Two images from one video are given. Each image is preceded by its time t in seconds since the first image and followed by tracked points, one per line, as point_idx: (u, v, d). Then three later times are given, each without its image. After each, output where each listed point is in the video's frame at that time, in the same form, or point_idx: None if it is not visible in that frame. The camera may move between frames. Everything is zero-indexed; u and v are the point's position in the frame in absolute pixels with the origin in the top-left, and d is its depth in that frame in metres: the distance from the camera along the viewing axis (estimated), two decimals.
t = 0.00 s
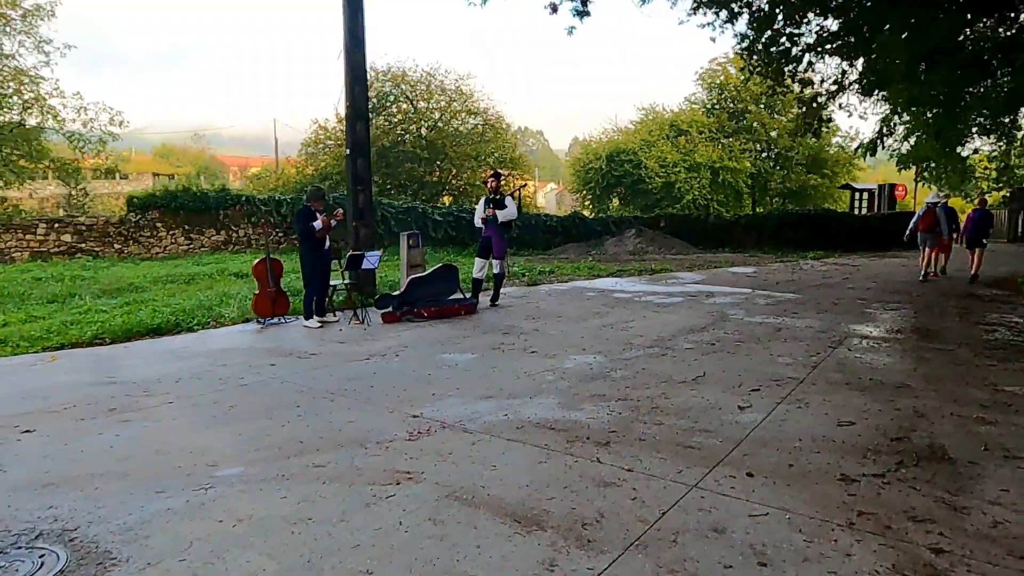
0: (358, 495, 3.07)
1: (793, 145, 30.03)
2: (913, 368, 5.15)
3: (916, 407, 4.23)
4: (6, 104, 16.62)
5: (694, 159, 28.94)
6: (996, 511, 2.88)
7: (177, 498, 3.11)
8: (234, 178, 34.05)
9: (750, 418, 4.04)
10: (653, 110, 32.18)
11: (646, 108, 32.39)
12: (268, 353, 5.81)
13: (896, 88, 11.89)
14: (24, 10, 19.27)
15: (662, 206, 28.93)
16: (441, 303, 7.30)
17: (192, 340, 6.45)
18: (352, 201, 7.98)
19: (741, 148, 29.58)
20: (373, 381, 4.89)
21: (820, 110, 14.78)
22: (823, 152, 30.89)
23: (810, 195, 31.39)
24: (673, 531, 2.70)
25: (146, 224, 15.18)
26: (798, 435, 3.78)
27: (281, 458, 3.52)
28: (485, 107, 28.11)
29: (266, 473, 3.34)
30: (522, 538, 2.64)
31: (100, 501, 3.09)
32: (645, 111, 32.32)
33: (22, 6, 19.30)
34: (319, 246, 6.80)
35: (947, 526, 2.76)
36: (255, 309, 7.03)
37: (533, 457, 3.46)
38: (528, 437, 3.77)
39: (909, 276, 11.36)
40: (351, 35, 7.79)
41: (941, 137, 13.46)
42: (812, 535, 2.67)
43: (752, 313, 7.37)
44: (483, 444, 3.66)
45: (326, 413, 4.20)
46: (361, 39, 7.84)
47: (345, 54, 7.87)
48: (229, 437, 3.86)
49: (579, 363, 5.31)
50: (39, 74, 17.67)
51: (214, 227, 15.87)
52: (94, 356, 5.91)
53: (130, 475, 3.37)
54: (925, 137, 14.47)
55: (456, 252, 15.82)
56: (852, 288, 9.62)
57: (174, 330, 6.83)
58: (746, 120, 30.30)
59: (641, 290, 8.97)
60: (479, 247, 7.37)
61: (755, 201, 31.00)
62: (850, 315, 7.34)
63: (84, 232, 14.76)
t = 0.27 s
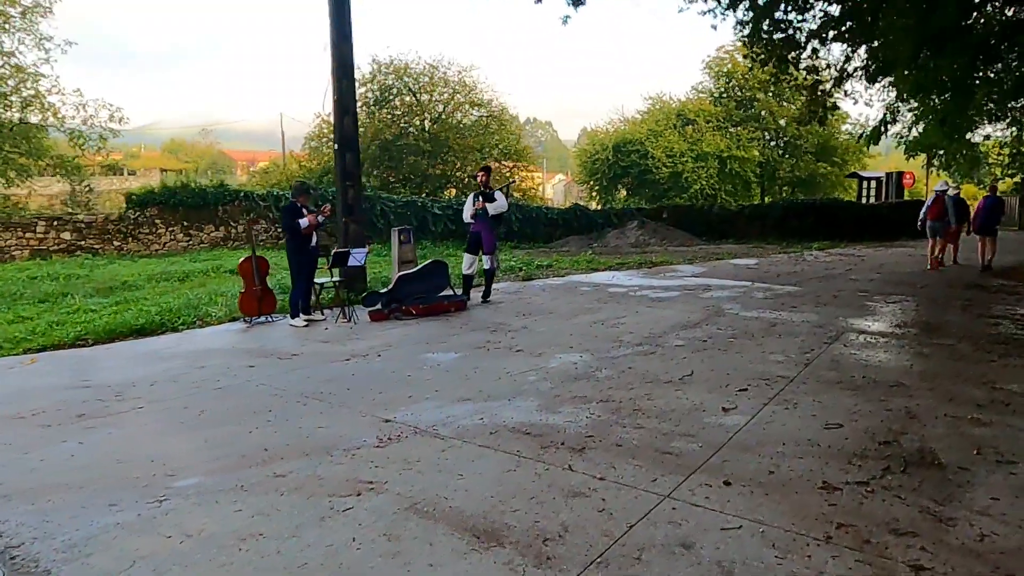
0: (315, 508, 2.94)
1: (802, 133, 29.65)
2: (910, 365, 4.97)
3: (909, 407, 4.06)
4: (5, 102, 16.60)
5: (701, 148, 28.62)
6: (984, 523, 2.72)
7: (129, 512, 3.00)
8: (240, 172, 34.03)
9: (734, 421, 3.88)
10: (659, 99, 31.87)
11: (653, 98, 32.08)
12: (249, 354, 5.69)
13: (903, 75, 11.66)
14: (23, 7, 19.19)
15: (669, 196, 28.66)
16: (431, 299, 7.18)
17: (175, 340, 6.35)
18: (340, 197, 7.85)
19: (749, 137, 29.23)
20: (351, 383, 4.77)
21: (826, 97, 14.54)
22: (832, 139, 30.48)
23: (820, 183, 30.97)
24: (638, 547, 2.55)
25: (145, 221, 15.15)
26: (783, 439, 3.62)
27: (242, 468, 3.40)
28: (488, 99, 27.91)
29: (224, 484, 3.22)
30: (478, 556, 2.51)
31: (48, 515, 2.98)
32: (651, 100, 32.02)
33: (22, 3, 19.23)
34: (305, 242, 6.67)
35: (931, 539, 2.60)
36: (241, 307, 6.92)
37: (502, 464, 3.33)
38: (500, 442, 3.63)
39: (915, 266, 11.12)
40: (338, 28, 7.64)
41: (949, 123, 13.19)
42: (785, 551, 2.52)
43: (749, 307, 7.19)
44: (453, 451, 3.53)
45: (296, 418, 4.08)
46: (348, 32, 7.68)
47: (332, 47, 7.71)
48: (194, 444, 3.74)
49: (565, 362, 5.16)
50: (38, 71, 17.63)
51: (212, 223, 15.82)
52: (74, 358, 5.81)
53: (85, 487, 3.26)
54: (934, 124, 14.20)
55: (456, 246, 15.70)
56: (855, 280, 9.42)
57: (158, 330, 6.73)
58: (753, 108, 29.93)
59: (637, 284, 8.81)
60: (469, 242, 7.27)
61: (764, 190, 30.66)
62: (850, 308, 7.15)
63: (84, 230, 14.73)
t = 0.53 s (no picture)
0: (266, 517, 2.79)
1: (809, 134, 29.32)
2: (905, 370, 4.79)
3: (902, 415, 3.88)
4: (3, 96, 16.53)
5: (707, 148, 28.35)
6: (974, 542, 2.55)
7: (71, 518, 2.85)
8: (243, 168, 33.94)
9: (716, 428, 3.72)
10: (666, 99, 31.64)
11: (659, 98, 31.86)
12: (226, 352, 5.55)
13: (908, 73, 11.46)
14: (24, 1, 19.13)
15: (674, 196, 28.44)
16: (417, 299, 7.02)
17: (154, 337, 6.21)
18: (329, 193, 7.69)
19: (755, 137, 28.97)
20: (325, 384, 4.61)
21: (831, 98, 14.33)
22: (840, 140, 30.18)
23: (827, 184, 30.69)
24: (601, 565, 2.39)
25: (141, 216, 15.06)
26: (765, 448, 3.45)
27: (198, 473, 3.26)
28: (492, 97, 27.74)
29: (176, 491, 3.07)
30: (428, 573, 2.35)
31: None
32: (657, 100, 31.79)
33: None
34: (290, 238, 6.45)
35: (915, 560, 2.43)
36: (224, 305, 6.77)
37: (468, 473, 3.17)
38: (470, 449, 3.47)
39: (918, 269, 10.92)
40: (327, 21, 7.49)
41: (956, 124, 12.95)
42: (757, 571, 2.36)
43: (744, 309, 7.01)
44: (420, 457, 3.37)
45: (263, 420, 3.93)
46: (337, 25, 7.52)
47: (321, 40, 7.56)
48: (153, 447, 3.60)
49: (548, 364, 5.00)
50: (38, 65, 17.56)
51: (209, 219, 15.71)
52: (48, 355, 5.67)
53: (32, 491, 3.12)
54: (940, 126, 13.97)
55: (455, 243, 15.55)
56: (856, 282, 9.23)
57: (139, 327, 6.59)
58: (760, 108, 29.60)
59: (632, 284, 8.63)
60: (455, 238, 7.12)
61: (771, 191, 30.39)
62: (849, 311, 6.96)
63: (79, 225, 14.64)
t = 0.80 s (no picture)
0: (207, 546, 2.61)
1: (815, 135, 28.91)
2: (901, 382, 4.58)
3: (895, 432, 3.68)
4: None
5: (710, 149, 28.11)
6: None
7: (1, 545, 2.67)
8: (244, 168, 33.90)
9: (699, 445, 3.53)
10: (669, 99, 31.42)
11: (661, 98, 31.64)
12: (200, 360, 5.38)
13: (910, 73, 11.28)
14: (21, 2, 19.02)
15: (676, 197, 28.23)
16: (402, 304, 6.83)
17: (130, 343, 6.05)
18: (314, 194, 7.53)
19: (759, 138, 28.70)
20: (295, 395, 4.43)
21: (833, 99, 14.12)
22: (844, 141, 29.90)
23: (831, 186, 30.40)
24: None
25: (134, 218, 14.93)
26: (748, 468, 3.26)
27: (146, 494, 3.08)
28: (493, 98, 27.57)
29: (119, 514, 2.89)
30: None
31: None
32: (661, 100, 31.57)
33: None
34: (272, 243, 6.21)
35: None
36: (204, 310, 6.60)
37: (429, 496, 2.99)
38: (436, 468, 3.29)
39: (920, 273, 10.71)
40: (311, 19, 7.33)
41: (961, 126, 12.71)
42: None
43: (738, 316, 6.81)
44: (382, 477, 3.18)
45: (225, 435, 3.75)
46: (322, 24, 7.35)
47: (305, 40, 7.39)
48: (104, 464, 3.42)
49: (529, 374, 4.81)
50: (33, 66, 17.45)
51: (204, 221, 15.57)
52: (17, 363, 5.50)
53: None
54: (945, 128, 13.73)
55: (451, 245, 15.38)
56: (856, 286, 9.02)
57: (115, 333, 6.41)
58: (764, 109, 29.19)
59: (626, 289, 8.44)
60: (439, 243, 7.18)
61: (775, 192, 30.14)
62: (846, 317, 6.75)
63: (72, 226, 14.52)
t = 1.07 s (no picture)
0: (146, 564, 2.47)
1: (819, 136, 28.66)
2: (891, 389, 4.43)
3: (881, 441, 3.53)
4: None
5: (714, 149, 27.94)
6: None
7: None
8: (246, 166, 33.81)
9: (675, 455, 3.39)
10: (673, 99, 31.22)
11: (664, 98, 31.48)
12: (174, 362, 5.25)
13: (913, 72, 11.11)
14: None
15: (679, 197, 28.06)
16: (388, 305, 6.69)
17: (107, 344, 5.93)
18: (299, 193, 7.40)
19: (763, 138, 28.48)
20: (265, 400, 4.30)
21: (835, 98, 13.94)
22: (849, 142, 29.66)
23: (836, 186, 30.18)
24: None
25: (128, 217, 14.86)
26: (724, 480, 3.11)
27: (92, 505, 2.94)
28: (494, 97, 27.46)
29: (61, 527, 2.75)
30: None
31: None
32: (664, 100, 31.37)
33: None
34: (252, 242, 6.11)
35: None
36: (184, 310, 6.48)
37: (386, 509, 2.85)
38: (398, 478, 3.15)
39: (920, 275, 10.53)
40: (297, 15, 7.20)
41: (965, 126, 12.51)
42: None
43: (730, 318, 6.66)
44: (340, 488, 3.05)
45: (185, 442, 3.62)
46: (307, 20, 7.22)
47: (290, 36, 7.26)
48: (53, 473, 3.28)
49: (508, 378, 4.67)
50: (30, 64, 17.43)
51: (199, 220, 15.48)
52: None
53: None
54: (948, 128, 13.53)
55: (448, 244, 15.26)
56: (853, 288, 8.86)
57: (93, 334, 6.29)
58: (768, 109, 28.66)
59: (618, 290, 8.29)
60: (423, 243, 7.23)
61: (778, 192, 29.94)
62: (840, 320, 6.58)
63: (66, 225, 14.48)
